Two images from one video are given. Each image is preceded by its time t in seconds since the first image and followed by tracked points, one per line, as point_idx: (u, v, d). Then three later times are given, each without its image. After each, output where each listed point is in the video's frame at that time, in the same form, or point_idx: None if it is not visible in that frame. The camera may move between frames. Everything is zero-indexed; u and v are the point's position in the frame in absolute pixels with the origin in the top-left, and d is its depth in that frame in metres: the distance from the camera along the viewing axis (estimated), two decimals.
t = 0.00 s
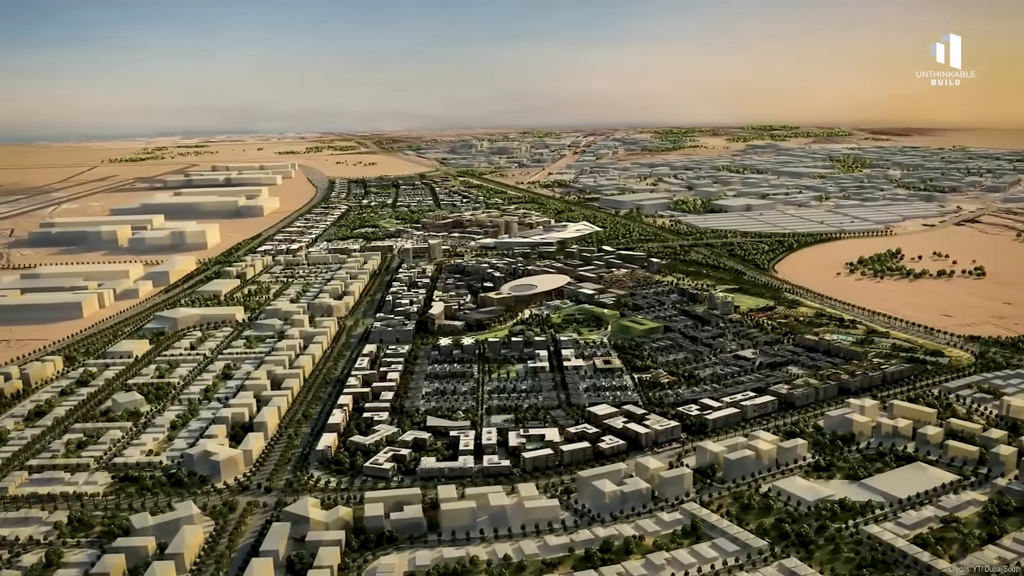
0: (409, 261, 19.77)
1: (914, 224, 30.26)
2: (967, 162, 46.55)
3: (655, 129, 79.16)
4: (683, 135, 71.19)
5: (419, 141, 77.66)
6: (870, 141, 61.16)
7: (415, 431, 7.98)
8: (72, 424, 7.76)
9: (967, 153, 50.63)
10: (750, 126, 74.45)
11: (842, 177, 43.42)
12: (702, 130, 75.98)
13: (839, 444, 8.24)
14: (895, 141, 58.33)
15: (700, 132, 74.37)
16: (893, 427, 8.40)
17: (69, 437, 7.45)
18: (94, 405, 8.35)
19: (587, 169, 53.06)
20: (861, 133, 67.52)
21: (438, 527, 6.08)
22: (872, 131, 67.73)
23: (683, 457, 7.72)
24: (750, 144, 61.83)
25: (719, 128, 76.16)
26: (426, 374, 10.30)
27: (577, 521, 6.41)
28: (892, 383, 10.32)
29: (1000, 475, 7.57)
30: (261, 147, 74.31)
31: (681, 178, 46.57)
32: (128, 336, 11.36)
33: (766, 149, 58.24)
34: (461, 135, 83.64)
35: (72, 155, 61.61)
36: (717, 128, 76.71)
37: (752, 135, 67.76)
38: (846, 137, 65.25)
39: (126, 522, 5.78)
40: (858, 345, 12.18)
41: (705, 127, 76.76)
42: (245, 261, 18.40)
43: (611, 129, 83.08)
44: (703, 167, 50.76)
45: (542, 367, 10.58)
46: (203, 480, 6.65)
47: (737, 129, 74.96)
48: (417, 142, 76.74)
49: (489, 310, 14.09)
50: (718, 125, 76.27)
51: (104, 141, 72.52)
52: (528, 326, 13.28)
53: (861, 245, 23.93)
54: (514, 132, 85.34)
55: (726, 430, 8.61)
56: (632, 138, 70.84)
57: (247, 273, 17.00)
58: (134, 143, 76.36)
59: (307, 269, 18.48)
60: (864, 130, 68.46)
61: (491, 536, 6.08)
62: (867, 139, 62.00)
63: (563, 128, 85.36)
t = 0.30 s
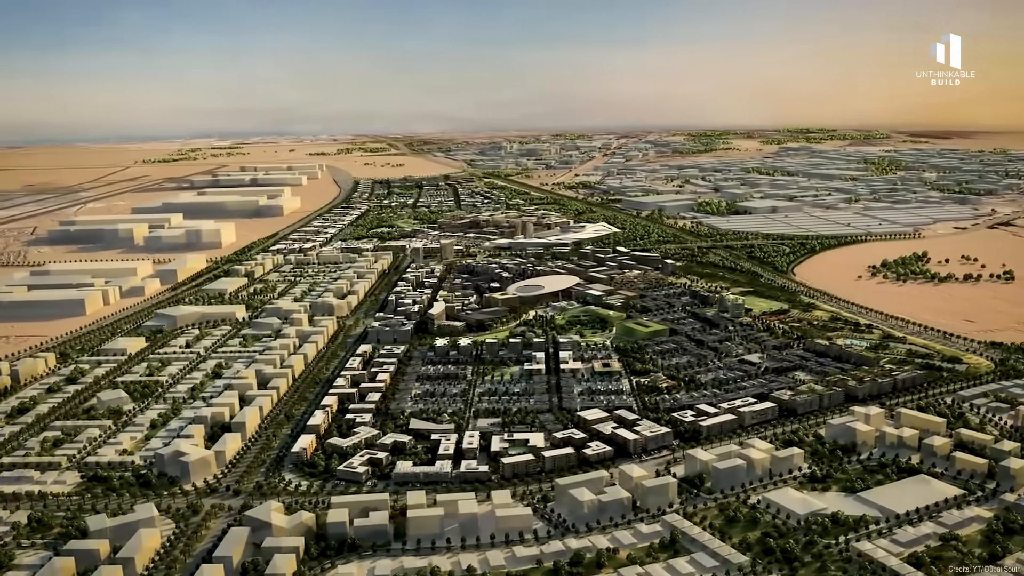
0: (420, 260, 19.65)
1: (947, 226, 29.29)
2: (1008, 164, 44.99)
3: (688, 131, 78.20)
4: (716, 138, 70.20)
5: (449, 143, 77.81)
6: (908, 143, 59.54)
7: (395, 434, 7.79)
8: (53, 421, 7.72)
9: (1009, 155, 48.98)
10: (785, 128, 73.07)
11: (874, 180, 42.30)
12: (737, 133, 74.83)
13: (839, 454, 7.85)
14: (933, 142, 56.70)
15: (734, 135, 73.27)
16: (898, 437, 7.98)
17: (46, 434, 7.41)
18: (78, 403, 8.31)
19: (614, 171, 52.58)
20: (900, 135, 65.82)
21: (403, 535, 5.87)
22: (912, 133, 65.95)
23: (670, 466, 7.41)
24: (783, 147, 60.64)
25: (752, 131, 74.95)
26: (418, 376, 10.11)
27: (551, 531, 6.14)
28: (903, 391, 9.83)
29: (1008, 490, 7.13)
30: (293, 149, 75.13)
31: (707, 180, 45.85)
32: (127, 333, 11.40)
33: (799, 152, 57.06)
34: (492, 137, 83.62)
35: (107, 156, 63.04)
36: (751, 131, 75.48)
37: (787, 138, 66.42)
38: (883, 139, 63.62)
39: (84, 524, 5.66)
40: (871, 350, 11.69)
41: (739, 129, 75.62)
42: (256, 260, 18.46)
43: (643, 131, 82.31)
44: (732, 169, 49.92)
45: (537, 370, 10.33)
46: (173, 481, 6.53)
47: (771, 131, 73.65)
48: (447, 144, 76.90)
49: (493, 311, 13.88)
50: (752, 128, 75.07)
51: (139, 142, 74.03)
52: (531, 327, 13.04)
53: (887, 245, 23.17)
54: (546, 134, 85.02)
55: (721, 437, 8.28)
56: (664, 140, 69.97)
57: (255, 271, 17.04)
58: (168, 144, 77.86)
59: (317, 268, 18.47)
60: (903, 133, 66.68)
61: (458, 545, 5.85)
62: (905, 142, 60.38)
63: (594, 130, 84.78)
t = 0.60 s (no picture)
0: (431, 260, 19.52)
1: (982, 230, 28.21)
2: None
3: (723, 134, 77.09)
4: (751, 140, 68.99)
5: (480, 145, 77.81)
6: (950, 145, 57.76)
7: (373, 437, 7.60)
8: (33, 418, 7.69)
9: None
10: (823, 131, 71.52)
11: (909, 182, 41.08)
12: (773, 136, 73.52)
13: (836, 465, 7.47)
14: (976, 144, 54.82)
15: (771, 137, 71.95)
16: (901, 447, 7.55)
17: (23, 431, 7.37)
18: (62, 400, 8.28)
19: (642, 172, 51.99)
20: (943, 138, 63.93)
21: (363, 542, 5.65)
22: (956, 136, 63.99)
23: (654, 475, 7.11)
24: (820, 149, 59.30)
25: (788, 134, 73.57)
26: (409, 377, 9.91)
27: (520, 541, 5.88)
28: (912, 400, 9.35)
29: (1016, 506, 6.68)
30: (325, 151, 75.85)
31: (737, 182, 45.03)
32: (126, 330, 11.43)
33: (836, 154, 55.73)
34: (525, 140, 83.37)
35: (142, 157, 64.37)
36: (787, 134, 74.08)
37: (825, 141, 64.95)
38: (924, 141, 61.81)
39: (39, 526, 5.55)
40: (884, 355, 11.18)
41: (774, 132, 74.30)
42: (267, 259, 18.51)
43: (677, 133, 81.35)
44: (763, 171, 48.96)
45: (532, 372, 10.07)
46: (140, 482, 6.40)
47: (808, 134, 72.19)
48: (478, 146, 76.89)
49: (495, 312, 13.64)
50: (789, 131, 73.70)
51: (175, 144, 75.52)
52: (533, 328, 12.78)
53: (915, 248, 22.35)
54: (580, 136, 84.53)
55: (713, 445, 7.94)
56: (698, 142, 68.94)
57: (264, 270, 17.06)
58: (204, 145, 79.35)
59: (328, 267, 18.45)
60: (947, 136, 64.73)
61: (419, 554, 5.62)
62: (947, 144, 58.58)
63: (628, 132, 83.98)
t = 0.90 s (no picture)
0: (443, 261, 19.37)
1: (1020, 234, 27.05)
2: None
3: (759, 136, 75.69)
4: (788, 143, 67.59)
5: (512, 147, 77.68)
6: (995, 148, 55.71)
7: (350, 439, 7.42)
8: (13, 415, 7.69)
9: None
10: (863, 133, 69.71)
11: (947, 185, 39.70)
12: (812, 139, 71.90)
13: (830, 476, 7.08)
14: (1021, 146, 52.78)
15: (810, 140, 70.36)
16: (901, 459, 7.12)
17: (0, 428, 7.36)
18: (46, 397, 8.27)
19: (672, 174, 51.28)
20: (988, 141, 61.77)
21: (318, 549, 5.44)
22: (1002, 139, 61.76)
23: (635, 484, 6.80)
24: (858, 152, 57.75)
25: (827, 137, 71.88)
26: (398, 378, 9.72)
27: (483, 552, 5.63)
28: (922, 408, 8.85)
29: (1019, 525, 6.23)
30: (358, 153, 76.50)
31: (767, 184, 44.09)
32: (126, 327, 11.49)
33: (874, 157, 54.20)
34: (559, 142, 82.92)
35: (178, 159, 65.68)
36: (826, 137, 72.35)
37: (865, 144, 63.28)
38: (969, 144, 59.76)
39: None
40: (897, 361, 10.65)
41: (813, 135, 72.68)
42: (279, 258, 18.57)
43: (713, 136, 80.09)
44: (796, 174, 47.84)
45: (524, 374, 9.81)
46: (105, 482, 6.30)
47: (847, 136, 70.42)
48: (509, 148, 76.77)
49: (498, 312, 13.41)
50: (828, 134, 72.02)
51: (212, 146, 76.97)
52: (534, 329, 12.52)
53: (946, 252, 21.47)
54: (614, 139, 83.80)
55: (702, 453, 7.59)
56: (732, 145, 67.81)
57: (274, 268, 17.11)
58: (239, 146, 80.74)
59: (339, 266, 18.46)
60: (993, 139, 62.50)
61: (374, 563, 5.40)
62: (992, 147, 56.55)
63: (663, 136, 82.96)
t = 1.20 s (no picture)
0: (456, 261, 19.21)
1: None
2: None
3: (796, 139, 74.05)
4: (826, 146, 65.96)
5: (544, 149, 77.32)
6: None
7: (323, 441, 7.26)
8: None
9: None
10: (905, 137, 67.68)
11: (989, 188, 38.20)
12: (852, 142, 70.04)
13: (821, 489, 6.71)
14: None
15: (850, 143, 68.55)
16: (899, 471, 6.69)
17: None
18: (31, 393, 8.29)
19: (703, 176, 50.43)
20: None
21: (267, 554, 5.26)
22: None
23: (611, 494, 6.51)
24: (899, 155, 56.02)
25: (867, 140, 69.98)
26: (386, 378, 9.54)
27: (438, 563, 5.39)
28: (930, 418, 8.37)
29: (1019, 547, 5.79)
30: (391, 155, 76.96)
31: (800, 187, 43.02)
32: (126, 324, 11.55)
33: (915, 159, 52.50)
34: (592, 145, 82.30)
35: (214, 160, 66.85)
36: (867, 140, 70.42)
37: (906, 147, 61.40)
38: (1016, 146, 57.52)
39: None
40: (910, 368, 10.12)
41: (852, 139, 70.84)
42: (292, 257, 18.62)
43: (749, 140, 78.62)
44: (831, 176, 46.61)
45: (515, 377, 9.56)
46: (68, 481, 6.24)
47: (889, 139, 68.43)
48: (541, 151, 76.43)
49: (501, 313, 13.16)
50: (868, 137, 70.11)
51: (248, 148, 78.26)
52: (535, 330, 12.25)
53: (979, 255, 20.54)
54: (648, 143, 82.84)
55: (687, 461, 7.26)
56: (768, 147, 66.41)
57: (285, 267, 17.13)
58: (275, 148, 81.96)
59: (351, 266, 18.43)
60: None
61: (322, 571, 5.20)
62: None
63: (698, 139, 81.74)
